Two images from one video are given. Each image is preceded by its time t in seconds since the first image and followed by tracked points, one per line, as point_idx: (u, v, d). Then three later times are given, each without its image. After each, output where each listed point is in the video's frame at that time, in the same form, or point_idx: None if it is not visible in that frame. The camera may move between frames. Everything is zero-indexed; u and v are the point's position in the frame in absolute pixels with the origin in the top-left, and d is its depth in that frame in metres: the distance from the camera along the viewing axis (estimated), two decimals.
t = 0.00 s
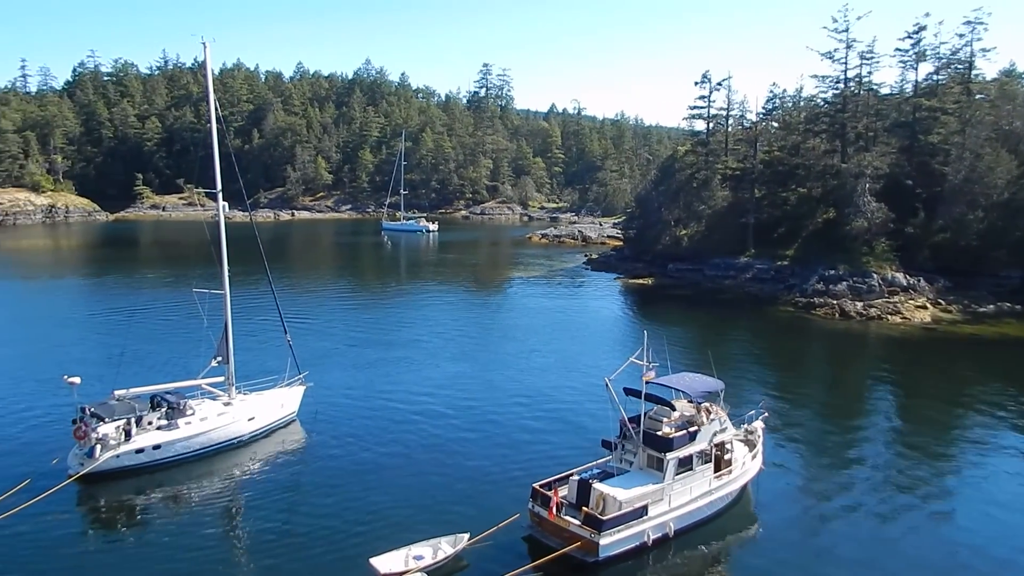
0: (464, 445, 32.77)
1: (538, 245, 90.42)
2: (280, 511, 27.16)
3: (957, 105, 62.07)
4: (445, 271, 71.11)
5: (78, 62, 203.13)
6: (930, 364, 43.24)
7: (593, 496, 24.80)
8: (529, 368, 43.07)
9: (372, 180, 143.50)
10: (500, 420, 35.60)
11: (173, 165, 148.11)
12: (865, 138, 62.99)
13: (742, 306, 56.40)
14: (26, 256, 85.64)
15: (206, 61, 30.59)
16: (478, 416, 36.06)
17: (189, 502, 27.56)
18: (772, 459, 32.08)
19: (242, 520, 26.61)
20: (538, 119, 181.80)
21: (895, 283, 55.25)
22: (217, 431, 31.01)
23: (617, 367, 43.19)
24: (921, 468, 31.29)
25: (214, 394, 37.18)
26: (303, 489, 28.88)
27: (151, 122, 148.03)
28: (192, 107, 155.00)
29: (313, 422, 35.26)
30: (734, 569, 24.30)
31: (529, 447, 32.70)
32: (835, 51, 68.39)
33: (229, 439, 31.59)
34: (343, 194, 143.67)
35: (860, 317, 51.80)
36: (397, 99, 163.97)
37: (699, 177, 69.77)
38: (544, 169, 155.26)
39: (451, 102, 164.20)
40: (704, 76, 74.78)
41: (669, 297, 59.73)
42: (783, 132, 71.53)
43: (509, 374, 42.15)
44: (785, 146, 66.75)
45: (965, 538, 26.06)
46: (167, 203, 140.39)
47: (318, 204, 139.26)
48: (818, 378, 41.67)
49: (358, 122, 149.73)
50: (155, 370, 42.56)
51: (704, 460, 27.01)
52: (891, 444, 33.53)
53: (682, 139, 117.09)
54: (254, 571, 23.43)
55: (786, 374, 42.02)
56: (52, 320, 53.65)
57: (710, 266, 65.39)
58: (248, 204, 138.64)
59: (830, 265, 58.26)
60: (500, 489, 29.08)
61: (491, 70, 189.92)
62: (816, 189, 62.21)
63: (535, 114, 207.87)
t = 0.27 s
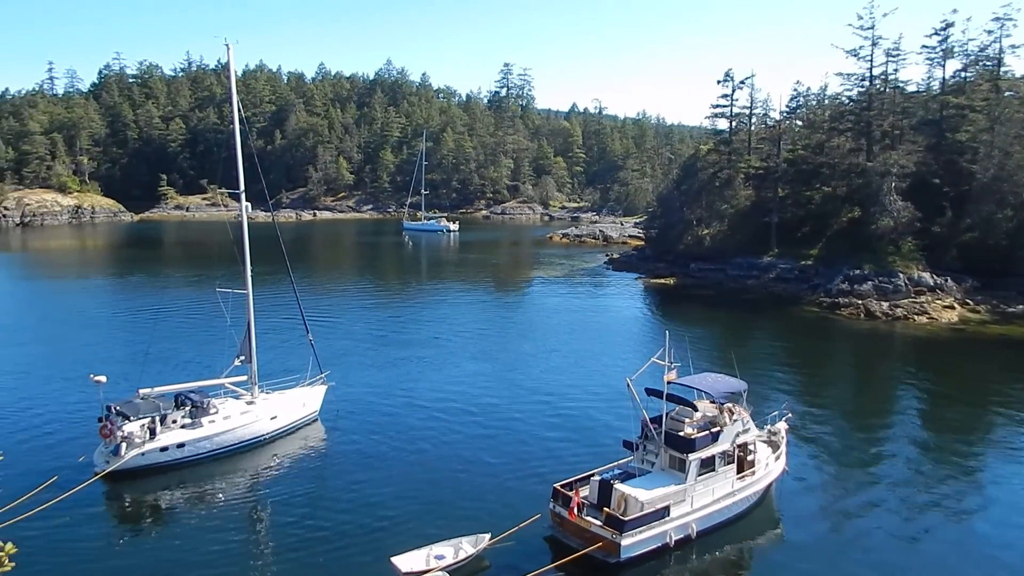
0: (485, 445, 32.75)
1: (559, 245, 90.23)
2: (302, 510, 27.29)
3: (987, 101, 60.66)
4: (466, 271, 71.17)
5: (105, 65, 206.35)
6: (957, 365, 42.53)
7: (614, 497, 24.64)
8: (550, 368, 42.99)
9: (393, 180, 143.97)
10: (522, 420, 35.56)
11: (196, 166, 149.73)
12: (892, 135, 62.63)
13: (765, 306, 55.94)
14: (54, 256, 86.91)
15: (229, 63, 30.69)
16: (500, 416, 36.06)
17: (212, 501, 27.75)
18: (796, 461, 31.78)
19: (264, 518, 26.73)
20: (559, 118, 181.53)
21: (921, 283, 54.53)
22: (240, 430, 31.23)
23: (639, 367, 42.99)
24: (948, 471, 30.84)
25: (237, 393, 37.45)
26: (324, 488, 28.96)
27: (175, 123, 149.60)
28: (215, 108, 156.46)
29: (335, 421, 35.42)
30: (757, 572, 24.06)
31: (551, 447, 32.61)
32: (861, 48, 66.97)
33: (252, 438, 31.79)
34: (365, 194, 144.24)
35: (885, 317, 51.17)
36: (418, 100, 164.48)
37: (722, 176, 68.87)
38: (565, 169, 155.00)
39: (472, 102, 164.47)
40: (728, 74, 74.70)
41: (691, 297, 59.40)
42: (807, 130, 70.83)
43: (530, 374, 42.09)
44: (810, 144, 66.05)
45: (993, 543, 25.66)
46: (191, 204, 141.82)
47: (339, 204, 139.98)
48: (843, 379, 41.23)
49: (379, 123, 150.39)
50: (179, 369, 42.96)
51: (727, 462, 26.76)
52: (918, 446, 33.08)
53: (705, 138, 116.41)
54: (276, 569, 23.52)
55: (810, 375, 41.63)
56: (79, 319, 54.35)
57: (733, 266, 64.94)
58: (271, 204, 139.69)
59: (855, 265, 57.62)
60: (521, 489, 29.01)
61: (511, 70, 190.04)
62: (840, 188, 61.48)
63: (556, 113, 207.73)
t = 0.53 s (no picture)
0: (504, 445, 32.75)
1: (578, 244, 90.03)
2: (322, 508, 27.44)
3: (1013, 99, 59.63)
4: (484, 270, 71.20)
5: (127, 66, 208.55)
6: (981, 366, 41.98)
7: (633, 498, 24.51)
8: (569, 368, 42.93)
9: (411, 180, 144.27)
10: (542, 420, 35.54)
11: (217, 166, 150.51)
12: (915, 134, 62.43)
13: (786, 306, 55.55)
14: (77, 255, 87.96)
15: (251, 65, 30.74)
16: (519, 416, 36.06)
17: (232, 499, 27.98)
18: (818, 462, 31.52)
19: (283, 516, 26.91)
20: (578, 118, 181.16)
21: (945, 282, 53.86)
22: (260, 428, 31.46)
23: (659, 367, 42.81)
24: (972, 473, 30.43)
25: (257, 392, 37.74)
26: (343, 487, 29.09)
27: (196, 123, 150.93)
28: (236, 108, 157.66)
29: (354, 420, 35.58)
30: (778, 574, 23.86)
31: (570, 447, 32.55)
32: (884, 46, 67.47)
33: (271, 436, 32.00)
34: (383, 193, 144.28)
35: (909, 318, 50.60)
36: (437, 99, 164.86)
37: (742, 175, 68.67)
38: (584, 168, 154.67)
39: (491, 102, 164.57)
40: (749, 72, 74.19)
41: (711, 297, 59.13)
42: (829, 129, 70.29)
43: (550, 374, 42.05)
44: (831, 143, 65.12)
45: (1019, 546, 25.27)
46: (212, 204, 143.04)
47: (358, 204, 140.42)
48: (865, 380, 40.83)
49: (398, 122, 150.94)
50: (200, 368, 43.32)
51: (747, 463, 26.54)
52: (942, 448, 32.70)
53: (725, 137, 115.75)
54: (295, 568, 23.65)
55: (831, 376, 41.28)
56: (101, 318, 55.00)
57: (753, 266, 64.57)
58: (291, 204, 140.57)
59: (877, 265, 57.07)
60: (540, 489, 28.98)
61: (530, 69, 190.05)
62: (863, 187, 60.49)
63: (575, 113, 207.40)
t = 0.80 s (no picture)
0: (521, 444, 32.78)
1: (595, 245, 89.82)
2: (339, 507, 27.56)
3: None
4: (501, 270, 71.15)
5: (146, 68, 210.36)
6: (1004, 368, 41.50)
7: (651, 499, 24.42)
8: (587, 369, 42.86)
9: (429, 180, 144.52)
10: (559, 420, 35.55)
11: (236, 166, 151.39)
12: (937, 133, 61.55)
13: (805, 306, 55.19)
14: (97, 255, 88.90)
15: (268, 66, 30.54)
16: (536, 415, 36.07)
17: (251, 497, 28.17)
18: (837, 463, 31.33)
19: (301, 515, 27.08)
20: (595, 118, 180.78)
21: (967, 283, 53.25)
22: (278, 427, 31.64)
23: (676, 368, 42.60)
24: (994, 475, 30.10)
25: (276, 391, 37.98)
26: (360, 486, 29.21)
27: (215, 124, 151.99)
28: (254, 109, 158.61)
29: (372, 420, 35.72)
30: None
31: (587, 447, 32.51)
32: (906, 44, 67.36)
33: (289, 435, 32.16)
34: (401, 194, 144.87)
35: (930, 319, 50.06)
36: (454, 99, 165.09)
37: (761, 175, 67.79)
38: (602, 168, 154.34)
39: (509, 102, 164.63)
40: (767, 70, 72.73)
41: (730, 297, 58.84)
42: (849, 128, 69.76)
43: (567, 374, 41.98)
44: (852, 142, 65.03)
45: None
46: (230, 204, 144.05)
47: (376, 204, 140.79)
48: (885, 381, 40.49)
49: (416, 123, 151.37)
50: (219, 367, 43.60)
51: (766, 464, 26.36)
52: (963, 449, 32.37)
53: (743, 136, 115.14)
54: (313, 566, 23.78)
55: (850, 377, 40.98)
56: (122, 317, 55.53)
57: (772, 266, 64.24)
58: (309, 204, 141.30)
59: (898, 265, 56.61)
60: (557, 489, 28.97)
61: (547, 69, 189.86)
62: (883, 187, 60.52)
63: (592, 112, 206.95)
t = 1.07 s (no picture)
0: (537, 443, 32.79)
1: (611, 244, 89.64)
2: (355, 505, 27.66)
3: None
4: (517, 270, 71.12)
5: (165, 68, 212.12)
6: None
7: (667, 498, 24.34)
8: (602, 368, 42.72)
9: (444, 180, 144.75)
10: (574, 419, 35.48)
11: (252, 166, 152.16)
12: (957, 131, 60.31)
13: (823, 306, 54.84)
14: (115, 254, 89.73)
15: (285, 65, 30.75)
16: (552, 415, 36.04)
17: (267, 495, 28.33)
18: (855, 464, 31.10)
19: (317, 512, 27.21)
20: (611, 117, 180.39)
21: (988, 283, 52.72)
22: (295, 425, 31.81)
23: (693, 369, 42.38)
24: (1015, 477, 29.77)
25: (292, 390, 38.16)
26: (376, 484, 29.29)
27: (233, 124, 152.99)
28: (271, 109, 159.56)
29: (388, 419, 35.84)
30: None
31: (602, 447, 32.45)
32: (926, 42, 66.45)
33: (305, 433, 32.31)
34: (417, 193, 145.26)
35: (950, 319, 49.53)
36: (469, 98, 165.29)
37: (778, 174, 67.40)
38: (618, 167, 153.96)
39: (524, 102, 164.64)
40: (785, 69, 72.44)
41: (747, 296, 58.55)
42: (868, 126, 69.18)
43: (582, 374, 41.87)
44: (871, 141, 64.60)
45: None
46: (247, 204, 144.94)
47: (392, 204, 141.15)
48: (904, 382, 40.14)
49: (431, 122, 151.66)
50: (236, 366, 43.87)
51: (783, 465, 26.20)
52: (984, 451, 32.03)
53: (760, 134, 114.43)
54: (329, 564, 23.86)
55: (869, 378, 40.65)
56: (140, 316, 56.02)
57: (789, 265, 63.99)
58: (325, 204, 141.94)
59: (917, 264, 56.19)
60: (573, 488, 28.93)
61: (563, 68, 189.75)
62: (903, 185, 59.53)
63: (608, 111, 206.52)
